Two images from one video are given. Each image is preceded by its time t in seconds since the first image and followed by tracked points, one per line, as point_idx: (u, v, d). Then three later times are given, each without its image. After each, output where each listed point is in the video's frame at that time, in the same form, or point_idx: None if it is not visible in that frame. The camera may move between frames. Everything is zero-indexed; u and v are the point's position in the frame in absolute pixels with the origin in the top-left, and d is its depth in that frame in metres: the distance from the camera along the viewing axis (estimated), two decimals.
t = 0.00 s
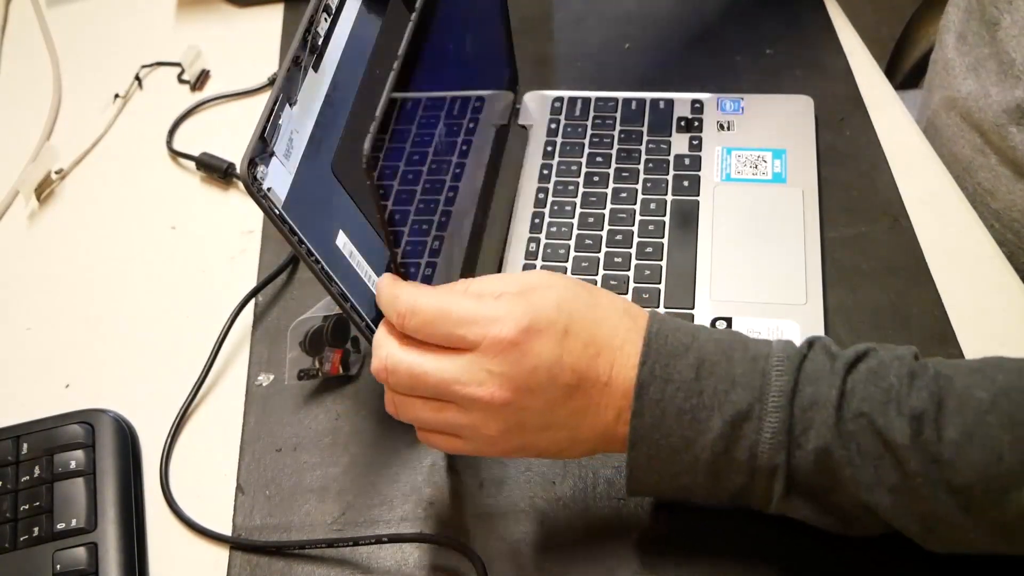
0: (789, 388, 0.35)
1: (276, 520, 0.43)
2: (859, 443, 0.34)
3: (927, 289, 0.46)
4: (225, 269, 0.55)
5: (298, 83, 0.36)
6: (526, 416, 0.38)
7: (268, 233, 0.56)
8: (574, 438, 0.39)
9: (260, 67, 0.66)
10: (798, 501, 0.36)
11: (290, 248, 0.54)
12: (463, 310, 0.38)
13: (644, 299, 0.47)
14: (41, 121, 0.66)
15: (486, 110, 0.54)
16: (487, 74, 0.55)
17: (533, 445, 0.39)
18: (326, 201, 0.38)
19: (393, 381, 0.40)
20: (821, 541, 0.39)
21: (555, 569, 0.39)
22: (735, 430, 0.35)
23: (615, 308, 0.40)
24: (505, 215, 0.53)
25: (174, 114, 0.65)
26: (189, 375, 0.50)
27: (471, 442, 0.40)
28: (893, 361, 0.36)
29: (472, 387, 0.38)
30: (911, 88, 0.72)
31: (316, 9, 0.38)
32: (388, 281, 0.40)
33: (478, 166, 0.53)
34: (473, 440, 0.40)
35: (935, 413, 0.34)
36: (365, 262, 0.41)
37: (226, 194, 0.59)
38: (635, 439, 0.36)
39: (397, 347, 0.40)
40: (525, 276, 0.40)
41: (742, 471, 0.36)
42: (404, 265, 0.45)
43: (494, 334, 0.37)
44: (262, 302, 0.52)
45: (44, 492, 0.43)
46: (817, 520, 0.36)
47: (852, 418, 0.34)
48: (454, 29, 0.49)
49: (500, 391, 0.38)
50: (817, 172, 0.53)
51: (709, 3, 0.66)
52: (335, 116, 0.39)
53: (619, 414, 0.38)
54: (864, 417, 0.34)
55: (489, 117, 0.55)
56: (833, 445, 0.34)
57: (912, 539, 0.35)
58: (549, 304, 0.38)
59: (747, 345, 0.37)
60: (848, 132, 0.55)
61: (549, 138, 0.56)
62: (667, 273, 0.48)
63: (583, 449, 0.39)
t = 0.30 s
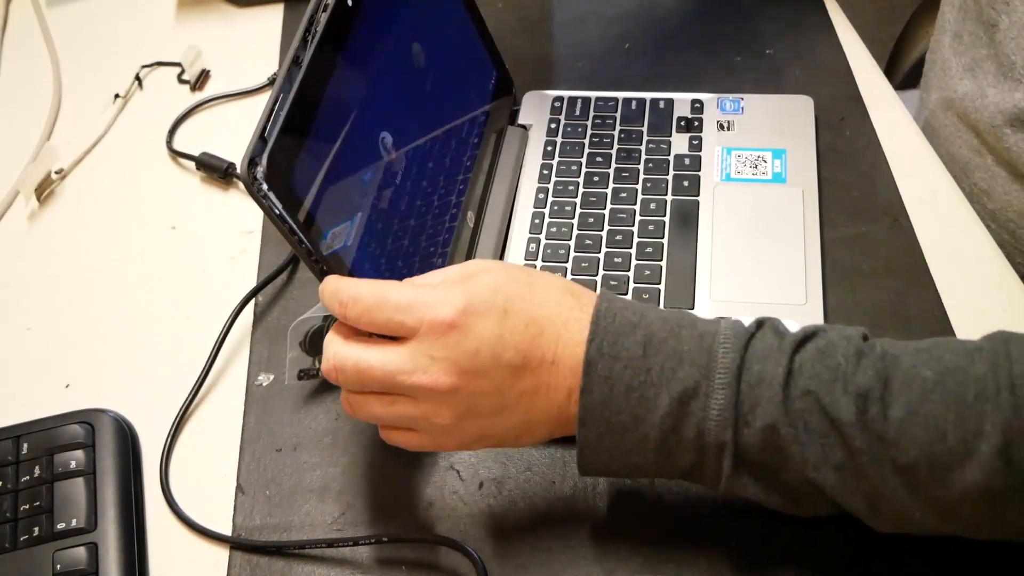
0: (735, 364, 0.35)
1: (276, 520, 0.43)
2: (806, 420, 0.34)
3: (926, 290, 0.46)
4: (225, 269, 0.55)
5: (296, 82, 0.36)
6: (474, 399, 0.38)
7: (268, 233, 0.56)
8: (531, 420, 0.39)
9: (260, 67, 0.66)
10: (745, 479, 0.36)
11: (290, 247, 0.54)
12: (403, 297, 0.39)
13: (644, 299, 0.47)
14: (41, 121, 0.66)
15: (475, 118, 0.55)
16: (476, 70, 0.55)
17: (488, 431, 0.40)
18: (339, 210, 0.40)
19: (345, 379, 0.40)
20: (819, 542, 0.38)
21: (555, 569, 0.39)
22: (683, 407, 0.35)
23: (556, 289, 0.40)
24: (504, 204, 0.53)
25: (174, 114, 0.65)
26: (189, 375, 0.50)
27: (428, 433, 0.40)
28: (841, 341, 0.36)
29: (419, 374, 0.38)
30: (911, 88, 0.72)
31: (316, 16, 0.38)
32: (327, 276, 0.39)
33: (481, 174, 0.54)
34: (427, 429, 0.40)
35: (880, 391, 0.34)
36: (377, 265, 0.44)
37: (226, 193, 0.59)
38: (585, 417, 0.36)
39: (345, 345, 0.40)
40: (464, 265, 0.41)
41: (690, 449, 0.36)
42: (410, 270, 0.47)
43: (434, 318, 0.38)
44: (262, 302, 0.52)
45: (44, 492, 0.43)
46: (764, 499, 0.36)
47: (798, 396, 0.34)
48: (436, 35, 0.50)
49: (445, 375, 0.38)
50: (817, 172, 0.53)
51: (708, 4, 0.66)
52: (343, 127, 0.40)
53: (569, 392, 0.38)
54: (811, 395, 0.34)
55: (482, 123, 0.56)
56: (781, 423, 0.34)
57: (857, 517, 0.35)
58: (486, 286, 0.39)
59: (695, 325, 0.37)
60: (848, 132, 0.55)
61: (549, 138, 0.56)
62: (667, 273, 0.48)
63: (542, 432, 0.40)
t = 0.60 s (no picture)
0: (728, 359, 0.35)
1: (276, 520, 0.43)
2: (799, 415, 0.34)
3: (926, 289, 0.46)
4: (225, 268, 0.55)
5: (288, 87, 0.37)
6: (467, 398, 0.39)
7: (268, 233, 0.56)
8: (524, 419, 0.39)
9: (260, 67, 0.66)
10: (739, 475, 0.36)
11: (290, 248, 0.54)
12: (393, 297, 0.39)
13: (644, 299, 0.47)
14: (41, 121, 0.66)
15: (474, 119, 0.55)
16: (473, 69, 0.55)
17: (482, 430, 0.40)
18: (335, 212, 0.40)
19: (337, 381, 0.40)
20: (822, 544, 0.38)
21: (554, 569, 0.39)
22: (677, 403, 0.35)
23: (547, 286, 0.41)
24: (504, 203, 0.53)
25: (174, 114, 0.65)
26: (189, 375, 0.50)
27: (423, 433, 0.40)
28: (834, 336, 0.36)
29: (410, 373, 0.39)
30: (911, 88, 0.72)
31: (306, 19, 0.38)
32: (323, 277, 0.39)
33: (480, 176, 0.54)
34: (421, 429, 0.40)
35: (872, 385, 0.34)
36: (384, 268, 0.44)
37: (226, 193, 0.59)
38: (578, 414, 0.36)
39: (336, 347, 0.40)
40: (454, 265, 0.42)
41: (684, 445, 0.36)
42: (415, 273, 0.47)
43: (424, 317, 0.38)
44: (262, 302, 0.52)
45: (44, 493, 0.43)
46: (759, 495, 0.36)
47: (791, 391, 0.34)
48: (428, 35, 0.50)
49: (436, 374, 0.38)
50: (817, 172, 0.53)
51: (709, 4, 0.66)
52: (335, 132, 0.40)
53: (562, 391, 0.38)
54: (804, 391, 0.34)
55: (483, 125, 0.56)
56: (775, 418, 0.34)
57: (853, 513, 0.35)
58: (475, 285, 0.39)
59: (688, 320, 0.37)
60: (848, 133, 0.55)
61: (549, 138, 0.56)
62: (667, 273, 0.48)
63: (535, 430, 0.40)
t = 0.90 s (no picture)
0: (725, 360, 0.35)
1: (276, 520, 0.43)
2: (797, 415, 0.34)
3: (926, 289, 0.46)
4: (225, 268, 0.55)
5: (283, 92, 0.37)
6: (460, 401, 0.39)
7: (268, 233, 0.56)
8: (520, 421, 0.39)
9: (260, 67, 0.66)
10: (737, 475, 0.36)
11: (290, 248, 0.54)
12: (383, 301, 0.39)
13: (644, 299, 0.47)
14: (41, 122, 0.66)
15: (475, 122, 0.56)
16: (471, 67, 0.55)
17: (476, 432, 0.40)
18: (332, 216, 0.40)
19: (331, 385, 0.40)
20: (822, 543, 0.38)
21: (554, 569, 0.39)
22: (673, 405, 0.35)
23: (541, 288, 0.41)
24: (504, 202, 0.53)
25: (173, 114, 0.65)
26: (188, 376, 0.50)
27: (417, 435, 0.40)
28: (830, 335, 0.36)
29: (401, 377, 0.39)
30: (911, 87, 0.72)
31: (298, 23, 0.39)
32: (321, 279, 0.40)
33: (478, 177, 0.54)
34: (415, 432, 0.40)
35: (870, 384, 0.34)
36: (387, 272, 0.45)
37: (226, 193, 0.59)
38: (575, 416, 0.36)
39: (329, 351, 0.40)
40: (445, 269, 0.42)
41: (681, 447, 0.36)
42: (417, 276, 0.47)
43: (414, 321, 0.38)
44: (261, 302, 0.52)
45: (44, 492, 0.43)
46: (757, 496, 0.36)
47: (789, 391, 0.34)
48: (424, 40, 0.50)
49: (427, 378, 0.38)
50: (817, 172, 0.53)
51: (709, 3, 0.66)
52: (330, 136, 0.40)
53: (555, 393, 0.38)
54: (801, 390, 0.34)
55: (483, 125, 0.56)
56: (772, 418, 0.34)
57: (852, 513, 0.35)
58: (466, 290, 0.39)
59: (684, 321, 0.37)
60: (847, 132, 0.55)
61: (549, 138, 0.56)
62: (667, 273, 0.48)
63: (532, 431, 0.40)
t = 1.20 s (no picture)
0: (741, 396, 0.35)
1: (276, 520, 0.43)
2: (815, 447, 0.34)
3: (926, 289, 0.46)
4: (225, 269, 0.55)
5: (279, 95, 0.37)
6: (474, 445, 0.39)
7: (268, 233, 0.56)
8: (536, 462, 0.39)
9: (260, 67, 0.66)
10: (756, 504, 0.36)
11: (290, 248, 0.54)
12: (397, 347, 0.39)
13: (644, 299, 0.47)
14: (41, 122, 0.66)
15: (475, 123, 0.55)
16: (471, 70, 0.56)
17: (492, 474, 0.39)
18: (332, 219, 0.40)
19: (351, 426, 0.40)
20: (822, 545, 0.38)
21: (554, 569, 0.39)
22: (692, 440, 0.35)
23: (556, 329, 0.40)
24: (504, 200, 0.53)
25: (173, 114, 0.65)
26: (188, 376, 0.50)
27: (434, 478, 0.40)
28: (845, 365, 0.36)
29: (416, 422, 0.39)
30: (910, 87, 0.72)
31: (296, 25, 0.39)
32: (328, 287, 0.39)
33: (478, 176, 0.54)
34: (432, 475, 0.40)
35: (887, 413, 0.34)
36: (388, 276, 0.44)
37: (226, 194, 0.59)
38: (595, 455, 0.37)
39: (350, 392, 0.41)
40: (459, 313, 0.42)
41: (702, 480, 0.36)
42: (417, 277, 0.46)
43: (427, 368, 0.39)
44: (261, 303, 0.52)
45: (44, 492, 0.43)
46: (778, 523, 0.36)
47: (806, 424, 0.34)
48: (424, 43, 0.50)
49: (441, 424, 0.38)
50: (817, 172, 0.53)
51: (708, 3, 0.66)
52: (331, 138, 0.41)
53: (572, 433, 0.38)
54: (819, 422, 0.34)
55: (482, 127, 0.56)
56: (791, 451, 0.34)
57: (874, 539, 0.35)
58: (479, 334, 0.39)
59: (699, 356, 0.37)
60: (847, 132, 0.55)
61: (549, 138, 0.56)
62: (667, 273, 0.48)
63: (549, 472, 0.39)
